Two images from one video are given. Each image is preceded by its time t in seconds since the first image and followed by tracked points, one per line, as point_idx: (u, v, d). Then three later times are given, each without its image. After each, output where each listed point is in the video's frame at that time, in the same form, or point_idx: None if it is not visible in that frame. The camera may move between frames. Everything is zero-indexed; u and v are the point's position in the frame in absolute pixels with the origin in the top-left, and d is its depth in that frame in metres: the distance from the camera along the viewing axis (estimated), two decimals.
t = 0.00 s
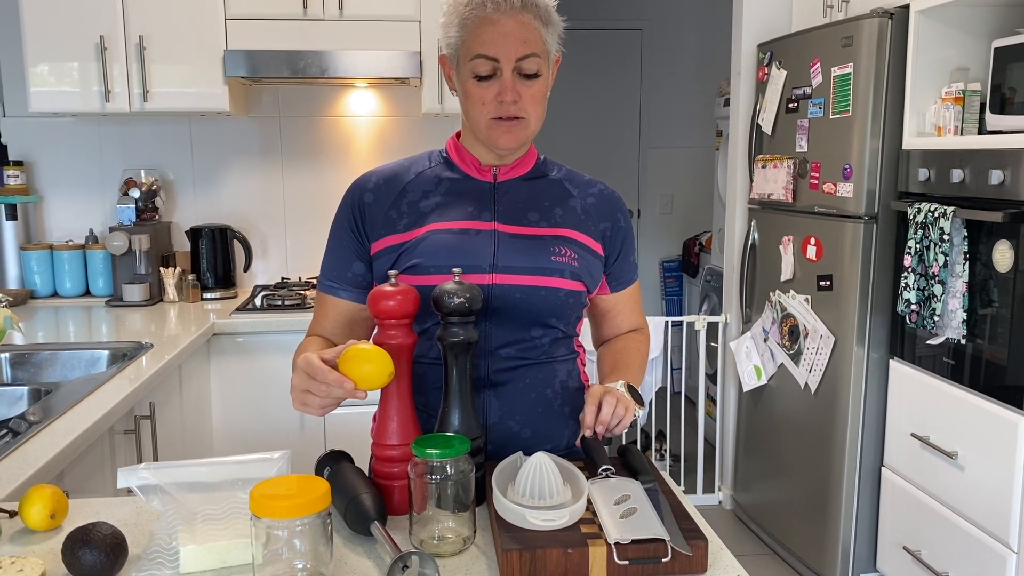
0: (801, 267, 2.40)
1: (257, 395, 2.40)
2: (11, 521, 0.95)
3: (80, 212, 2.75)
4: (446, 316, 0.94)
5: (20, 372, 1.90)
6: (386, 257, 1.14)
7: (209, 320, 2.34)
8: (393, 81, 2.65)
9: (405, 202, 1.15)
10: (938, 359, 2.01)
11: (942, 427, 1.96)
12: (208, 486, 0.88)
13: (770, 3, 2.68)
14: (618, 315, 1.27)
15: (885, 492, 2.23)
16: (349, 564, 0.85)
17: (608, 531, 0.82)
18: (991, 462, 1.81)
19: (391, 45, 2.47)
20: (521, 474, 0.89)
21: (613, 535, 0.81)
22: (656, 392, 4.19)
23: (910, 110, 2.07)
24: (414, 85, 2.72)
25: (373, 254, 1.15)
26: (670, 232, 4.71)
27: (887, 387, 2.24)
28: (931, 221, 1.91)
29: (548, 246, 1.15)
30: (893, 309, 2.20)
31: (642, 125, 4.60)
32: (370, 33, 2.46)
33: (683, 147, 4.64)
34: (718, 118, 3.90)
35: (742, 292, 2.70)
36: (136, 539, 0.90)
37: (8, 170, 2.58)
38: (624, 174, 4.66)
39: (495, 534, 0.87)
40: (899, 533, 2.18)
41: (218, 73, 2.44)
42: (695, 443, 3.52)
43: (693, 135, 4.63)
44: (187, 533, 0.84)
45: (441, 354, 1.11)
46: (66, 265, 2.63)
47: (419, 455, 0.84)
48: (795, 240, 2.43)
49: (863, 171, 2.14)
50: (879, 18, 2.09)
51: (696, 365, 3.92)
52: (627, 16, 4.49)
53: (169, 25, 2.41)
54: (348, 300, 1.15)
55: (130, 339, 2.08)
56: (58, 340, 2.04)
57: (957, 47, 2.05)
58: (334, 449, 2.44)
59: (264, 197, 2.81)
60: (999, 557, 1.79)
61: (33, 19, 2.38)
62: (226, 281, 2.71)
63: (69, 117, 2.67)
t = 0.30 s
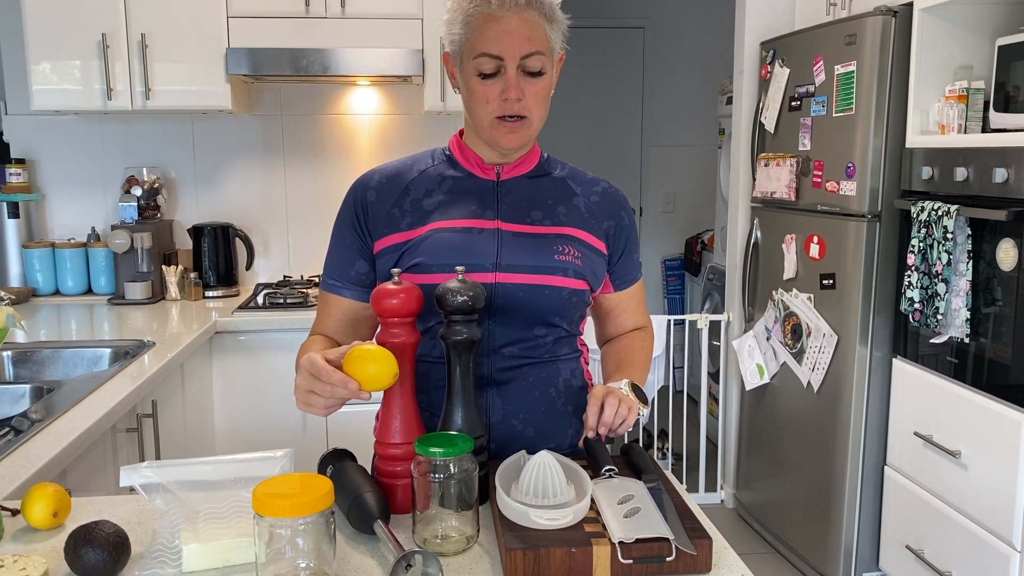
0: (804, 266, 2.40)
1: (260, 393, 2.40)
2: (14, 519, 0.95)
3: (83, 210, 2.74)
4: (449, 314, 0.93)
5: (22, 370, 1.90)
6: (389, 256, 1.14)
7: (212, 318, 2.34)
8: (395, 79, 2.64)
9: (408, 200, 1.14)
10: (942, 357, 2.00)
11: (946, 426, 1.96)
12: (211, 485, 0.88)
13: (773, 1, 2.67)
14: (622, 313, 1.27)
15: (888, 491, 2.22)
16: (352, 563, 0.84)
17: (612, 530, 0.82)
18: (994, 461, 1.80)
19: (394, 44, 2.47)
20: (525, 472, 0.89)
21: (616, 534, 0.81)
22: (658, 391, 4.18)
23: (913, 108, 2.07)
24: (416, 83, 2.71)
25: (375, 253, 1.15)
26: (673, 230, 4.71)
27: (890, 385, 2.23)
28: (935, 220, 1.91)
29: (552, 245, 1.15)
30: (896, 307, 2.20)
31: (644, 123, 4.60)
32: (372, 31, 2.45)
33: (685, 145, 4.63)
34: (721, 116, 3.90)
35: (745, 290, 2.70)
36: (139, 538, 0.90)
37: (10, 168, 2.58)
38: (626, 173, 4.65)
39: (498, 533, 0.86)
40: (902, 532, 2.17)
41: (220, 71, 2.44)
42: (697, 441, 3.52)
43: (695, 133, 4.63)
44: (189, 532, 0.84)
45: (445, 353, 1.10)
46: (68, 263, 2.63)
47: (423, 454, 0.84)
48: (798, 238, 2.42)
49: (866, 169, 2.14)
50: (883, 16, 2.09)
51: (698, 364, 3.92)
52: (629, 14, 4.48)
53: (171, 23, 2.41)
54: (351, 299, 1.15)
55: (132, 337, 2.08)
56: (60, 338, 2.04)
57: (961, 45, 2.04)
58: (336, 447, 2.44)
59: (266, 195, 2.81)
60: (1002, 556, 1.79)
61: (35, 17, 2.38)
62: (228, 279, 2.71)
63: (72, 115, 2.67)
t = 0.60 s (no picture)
0: (807, 265, 2.39)
1: (262, 391, 2.40)
2: (17, 518, 0.95)
3: (85, 208, 2.74)
4: (453, 313, 0.93)
5: (24, 368, 1.90)
6: (392, 255, 1.13)
7: (214, 316, 2.33)
8: (398, 77, 2.64)
9: (410, 199, 1.14)
10: (945, 356, 2.00)
11: (949, 425, 1.96)
12: (214, 484, 0.87)
13: None
14: (626, 311, 1.26)
15: (891, 490, 2.22)
16: (356, 562, 0.84)
17: (617, 530, 0.82)
18: (998, 460, 1.80)
19: (396, 42, 2.46)
20: (529, 471, 0.89)
21: (621, 536, 0.80)
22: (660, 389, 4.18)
23: (918, 106, 2.06)
24: (419, 80, 2.70)
25: (378, 252, 1.15)
26: (675, 228, 4.70)
27: (893, 384, 2.23)
28: (940, 218, 1.91)
29: (555, 243, 1.14)
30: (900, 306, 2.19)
31: (646, 121, 4.59)
32: (374, 28, 2.45)
33: (687, 143, 4.62)
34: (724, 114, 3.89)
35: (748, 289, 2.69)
36: (143, 536, 0.90)
37: (12, 166, 2.58)
38: (629, 171, 4.65)
39: (503, 532, 0.86)
40: (905, 531, 2.17)
41: (223, 69, 2.43)
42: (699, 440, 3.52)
43: (698, 131, 4.62)
44: (193, 531, 0.83)
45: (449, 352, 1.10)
46: (70, 261, 2.63)
47: (427, 453, 0.83)
48: (801, 237, 2.41)
49: (869, 167, 2.13)
50: (887, 13, 2.08)
51: (701, 362, 3.91)
52: (632, 12, 4.48)
53: (173, 21, 2.40)
54: (354, 299, 1.14)
55: (134, 335, 2.08)
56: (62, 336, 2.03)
57: (966, 43, 2.04)
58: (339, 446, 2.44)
59: (268, 193, 2.81)
60: (1005, 555, 1.78)
61: (37, 15, 2.38)
62: (230, 277, 2.71)
63: (74, 113, 2.67)
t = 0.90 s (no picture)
0: (810, 263, 2.39)
1: (264, 390, 2.40)
2: (20, 516, 0.95)
3: (86, 206, 2.74)
4: (456, 311, 0.93)
5: (27, 366, 1.90)
6: (391, 254, 1.13)
7: (216, 314, 2.33)
8: (400, 75, 2.63)
9: (410, 198, 1.14)
10: (948, 355, 1.99)
11: (952, 424, 1.95)
12: (217, 483, 0.87)
13: None
14: (629, 308, 1.24)
15: (894, 489, 2.22)
16: (359, 561, 0.84)
17: (622, 530, 0.81)
18: (1002, 459, 1.79)
19: (399, 40, 2.46)
20: (533, 472, 0.89)
21: (626, 539, 0.80)
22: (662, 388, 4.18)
23: (921, 104, 2.05)
24: (422, 79, 2.70)
25: (378, 251, 1.15)
26: (677, 227, 4.69)
27: (896, 382, 2.22)
28: (943, 217, 1.90)
29: (555, 240, 1.14)
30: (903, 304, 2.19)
31: (649, 119, 4.58)
32: (377, 26, 2.44)
33: (689, 141, 4.62)
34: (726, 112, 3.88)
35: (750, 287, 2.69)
36: (146, 535, 0.90)
37: (14, 164, 2.57)
38: (631, 169, 4.64)
39: (506, 531, 0.86)
40: (908, 530, 2.17)
41: (225, 66, 2.43)
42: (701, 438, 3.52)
43: (700, 130, 4.61)
44: (196, 530, 0.83)
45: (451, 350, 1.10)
46: (72, 259, 2.63)
47: (431, 452, 0.83)
48: (804, 235, 2.41)
49: (873, 166, 2.12)
50: (891, 11, 2.07)
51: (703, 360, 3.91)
52: (634, 10, 4.47)
53: (175, 19, 2.40)
54: (355, 299, 1.14)
55: (137, 333, 2.08)
56: (65, 334, 2.03)
57: (970, 41, 2.03)
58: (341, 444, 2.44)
59: (271, 191, 2.80)
60: (1008, 554, 1.78)
61: (39, 13, 2.38)
62: (232, 276, 2.71)
63: (76, 111, 2.67)
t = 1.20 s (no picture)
0: (812, 262, 2.39)
1: (266, 388, 2.40)
2: (21, 515, 0.95)
3: (88, 204, 2.74)
4: (459, 310, 0.93)
5: (28, 365, 1.90)
6: (392, 250, 1.13)
7: (218, 313, 2.33)
8: (402, 74, 2.63)
9: (410, 193, 1.14)
10: (951, 354, 1.99)
11: (955, 423, 1.95)
12: (219, 482, 0.87)
13: None
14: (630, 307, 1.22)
15: (896, 488, 2.21)
16: (361, 560, 0.84)
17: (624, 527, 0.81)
18: (1005, 459, 1.79)
19: (400, 38, 2.45)
20: (536, 470, 0.88)
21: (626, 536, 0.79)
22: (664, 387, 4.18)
23: (924, 103, 2.05)
24: (423, 77, 2.70)
25: (379, 247, 1.15)
26: (679, 226, 4.69)
27: (898, 381, 2.22)
28: (946, 216, 1.89)
29: (555, 235, 1.13)
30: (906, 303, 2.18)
31: (650, 117, 4.58)
32: (379, 25, 2.44)
33: (691, 140, 4.61)
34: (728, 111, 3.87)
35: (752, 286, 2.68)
36: (147, 534, 0.90)
37: (16, 162, 2.57)
38: (632, 167, 4.63)
39: (508, 530, 0.86)
40: (910, 529, 2.17)
41: (226, 65, 2.43)
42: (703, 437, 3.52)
43: (702, 128, 4.60)
44: (197, 529, 0.83)
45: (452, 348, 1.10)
46: (74, 257, 2.63)
47: (433, 451, 0.83)
48: (806, 234, 2.41)
49: (875, 165, 2.12)
50: (893, 9, 2.07)
51: (705, 359, 3.90)
52: (636, 8, 4.46)
53: (176, 17, 2.40)
54: (356, 295, 1.14)
55: (138, 331, 2.08)
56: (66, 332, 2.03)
57: (972, 39, 2.03)
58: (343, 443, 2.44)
59: (273, 189, 2.80)
60: (1011, 554, 1.78)
61: (40, 12, 2.37)
62: (234, 274, 2.71)
63: (77, 109, 2.67)
